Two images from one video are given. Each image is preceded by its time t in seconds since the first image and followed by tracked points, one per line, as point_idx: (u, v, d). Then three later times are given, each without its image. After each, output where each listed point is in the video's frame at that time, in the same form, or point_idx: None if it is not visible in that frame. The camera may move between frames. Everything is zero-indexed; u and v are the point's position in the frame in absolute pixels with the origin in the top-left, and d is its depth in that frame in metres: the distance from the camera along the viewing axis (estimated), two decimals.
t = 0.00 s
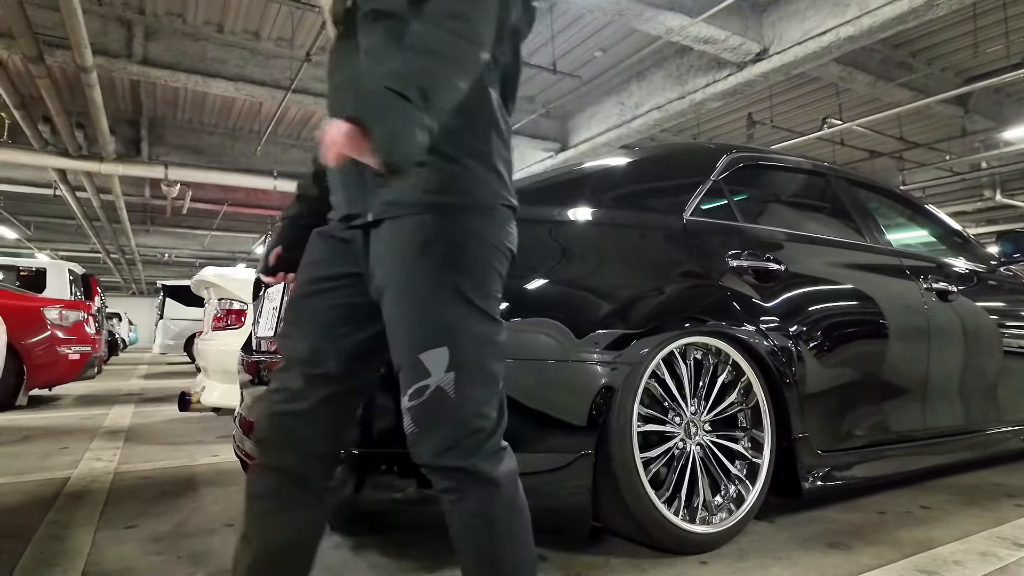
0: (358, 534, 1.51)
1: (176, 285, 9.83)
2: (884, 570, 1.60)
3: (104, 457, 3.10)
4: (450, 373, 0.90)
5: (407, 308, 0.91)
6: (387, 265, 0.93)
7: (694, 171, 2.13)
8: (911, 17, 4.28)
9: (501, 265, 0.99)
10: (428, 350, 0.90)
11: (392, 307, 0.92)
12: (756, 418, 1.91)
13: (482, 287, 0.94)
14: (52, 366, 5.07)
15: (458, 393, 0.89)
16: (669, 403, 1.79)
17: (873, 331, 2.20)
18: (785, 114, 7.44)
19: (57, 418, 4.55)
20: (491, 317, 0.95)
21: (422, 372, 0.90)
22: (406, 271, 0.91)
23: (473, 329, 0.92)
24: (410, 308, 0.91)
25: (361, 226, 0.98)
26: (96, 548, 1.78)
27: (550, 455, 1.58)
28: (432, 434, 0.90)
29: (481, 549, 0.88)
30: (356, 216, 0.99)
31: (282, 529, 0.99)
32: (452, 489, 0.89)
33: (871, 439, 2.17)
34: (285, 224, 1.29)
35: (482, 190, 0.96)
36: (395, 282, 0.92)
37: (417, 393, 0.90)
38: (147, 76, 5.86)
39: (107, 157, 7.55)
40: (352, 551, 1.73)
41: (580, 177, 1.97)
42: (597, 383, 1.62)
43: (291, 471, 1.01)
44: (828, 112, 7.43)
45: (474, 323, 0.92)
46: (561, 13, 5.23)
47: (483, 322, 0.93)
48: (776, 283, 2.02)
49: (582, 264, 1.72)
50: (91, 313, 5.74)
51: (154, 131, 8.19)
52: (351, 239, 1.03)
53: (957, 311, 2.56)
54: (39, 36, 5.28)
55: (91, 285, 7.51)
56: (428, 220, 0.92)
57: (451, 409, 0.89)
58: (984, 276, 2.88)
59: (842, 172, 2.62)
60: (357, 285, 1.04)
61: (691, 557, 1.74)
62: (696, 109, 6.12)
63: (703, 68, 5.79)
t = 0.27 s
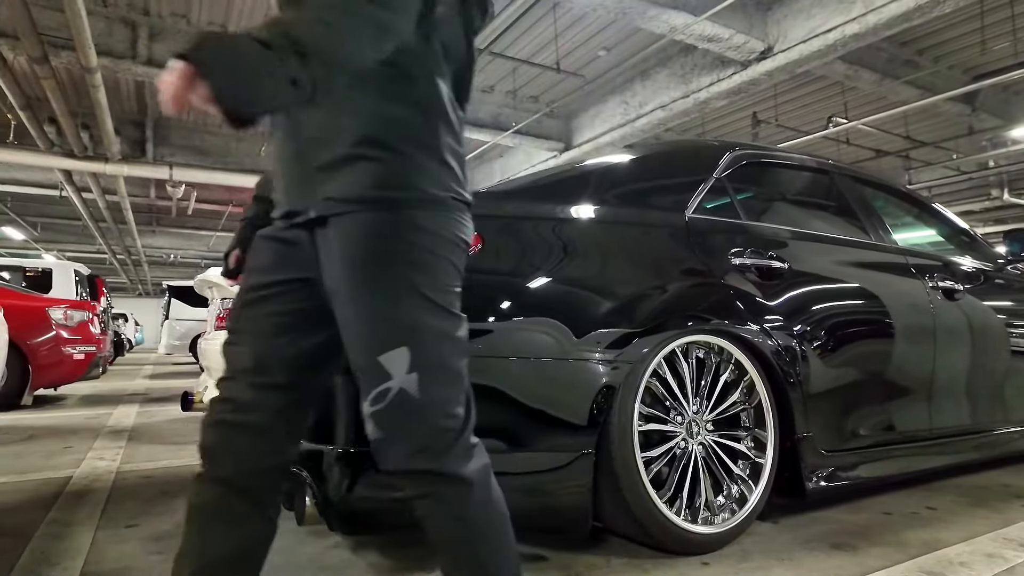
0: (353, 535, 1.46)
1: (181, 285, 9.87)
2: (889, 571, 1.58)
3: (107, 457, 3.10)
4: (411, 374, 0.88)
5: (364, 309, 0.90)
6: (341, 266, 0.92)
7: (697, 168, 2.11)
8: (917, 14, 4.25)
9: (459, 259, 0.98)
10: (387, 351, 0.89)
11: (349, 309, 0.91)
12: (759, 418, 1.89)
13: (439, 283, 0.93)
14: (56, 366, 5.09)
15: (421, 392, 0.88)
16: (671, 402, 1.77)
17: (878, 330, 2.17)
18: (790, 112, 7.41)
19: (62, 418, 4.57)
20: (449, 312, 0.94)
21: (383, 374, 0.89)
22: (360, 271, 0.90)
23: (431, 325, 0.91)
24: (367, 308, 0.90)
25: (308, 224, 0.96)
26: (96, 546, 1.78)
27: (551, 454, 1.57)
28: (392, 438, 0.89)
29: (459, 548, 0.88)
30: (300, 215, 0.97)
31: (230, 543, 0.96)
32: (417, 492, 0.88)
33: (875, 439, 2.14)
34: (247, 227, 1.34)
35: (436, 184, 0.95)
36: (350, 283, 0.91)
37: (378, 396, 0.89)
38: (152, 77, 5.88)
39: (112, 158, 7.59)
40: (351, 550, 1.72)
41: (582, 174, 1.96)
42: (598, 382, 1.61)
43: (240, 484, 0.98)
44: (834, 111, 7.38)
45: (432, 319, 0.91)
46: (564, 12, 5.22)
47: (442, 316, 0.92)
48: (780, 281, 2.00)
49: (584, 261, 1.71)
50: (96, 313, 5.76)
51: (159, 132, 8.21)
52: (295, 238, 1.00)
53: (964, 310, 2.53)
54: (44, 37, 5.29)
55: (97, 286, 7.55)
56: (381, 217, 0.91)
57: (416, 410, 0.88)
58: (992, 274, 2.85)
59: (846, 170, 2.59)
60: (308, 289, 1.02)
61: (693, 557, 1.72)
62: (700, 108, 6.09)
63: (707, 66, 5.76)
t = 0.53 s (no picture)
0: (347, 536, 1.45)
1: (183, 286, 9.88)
2: (889, 572, 1.56)
3: (107, 456, 3.10)
4: (351, 375, 0.86)
5: (301, 307, 0.87)
6: (274, 260, 0.89)
7: (697, 166, 2.10)
8: (920, 12, 4.23)
9: (403, 249, 0.95)
10: (324, 349, 0.87)
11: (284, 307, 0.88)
12: (759, 417, 1.87)
13: (379, 275, 0.89)
14: (58, 365, 5.09)
15: (361, 390, 0.86)
16: (670, 402, 1.76)
17: (879, 329, 2.16)
18: (793, 111, 7.38)
19: (64, 417, 4.57)
20: (392, 304, 0.91)
21: (321, 374, 0.87)
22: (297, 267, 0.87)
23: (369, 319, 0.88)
24: (301, 304, 0.87)
25: (242, 216, 0.92)
26: (93, 546, 1.77)
27: (550, 453, 1.56)
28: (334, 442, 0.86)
29: (415, 547, 0.88)
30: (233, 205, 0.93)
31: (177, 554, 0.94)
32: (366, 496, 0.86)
33: (877, 439, 2.13)
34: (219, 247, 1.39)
35: (375, 169, 0.91)
36: (283, 279, 0.88)
37: (317, 396, 0.87)
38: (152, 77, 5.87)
39: (114, 159, 7.59)
40: (348, 551, 1.71)
41: (582, 172, 1.95)
42: (597, 381, 1.60)
43: (184, 491, 0.95)
44: (836, 110, 7.36)
45: (374, 315, 0.88)
46: (565, 11, 5.21)
47: (384, 312, 0.89)
48: (781, 279, 1.99)
49: (584, 260, 1.70)
50: (97, 313, 5.76)
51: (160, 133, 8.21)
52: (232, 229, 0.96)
53: (967, 309, 2.51)
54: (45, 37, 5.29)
55: (99, 286, 7.55)
56: (318, 211, 0.87)
57: (359, 413, 0.86)
58: (995, 273, 2.83)
59: (848, 169, 2.58)
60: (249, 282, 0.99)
61: (692, 558, 1.71)
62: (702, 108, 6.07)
63: (708, 65, 5.74)
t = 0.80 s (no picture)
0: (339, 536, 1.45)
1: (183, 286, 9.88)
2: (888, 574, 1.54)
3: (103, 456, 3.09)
4: (251, 369, 0.83)
5: (199, 292, 0.83)
6: (176, 247, 0.85)
7: (696, 164, 2.08)
8: (920, 10, 4.22)
9: (320, 240, 0.90)
10: (220, 340, 0.83)
11: (184, 290, 0.85)
12: (757, 416, 1.85)
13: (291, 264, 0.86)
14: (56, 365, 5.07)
15: (260, 386, 0.83)
16: (667, 400, 1.74)
17: (879, 328, 2.14)
18: (792, 111, 7.37)
19: (62, 417, 4.56)
20: (304, 298, 0.87)
21: (216, 366, 0.83)
22: (198, 250, 0.83)
23: (277, 314, 0.84)
24: (199, 293, 0.84)
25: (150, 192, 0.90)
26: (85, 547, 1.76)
27: (545, 453, 1.55)
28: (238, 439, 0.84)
29: (331, 548, 0.87)
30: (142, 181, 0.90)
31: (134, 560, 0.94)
32: (284, 497, 0.85)
33: (877, 438, 2.11)
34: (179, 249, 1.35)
35: (287, 154, 0.86)
36: (184, 265, 0.84)
37: (213, 389, 0.84)
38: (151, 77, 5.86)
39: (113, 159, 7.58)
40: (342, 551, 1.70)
41: (580, 169, 1.94)
42: (593, 380, 1.58)
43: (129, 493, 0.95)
44: (836, 110, 7.34)
45: (280, 306, 0.85)
46: (564, 11, 5.20)
47: (292, 303, 0.86)
48: (781, 278, 1.97)
49: (582, 257, 1.68)
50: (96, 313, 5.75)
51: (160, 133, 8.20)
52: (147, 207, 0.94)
53: (967, 308, 2.50)
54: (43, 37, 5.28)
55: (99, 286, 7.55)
56: (221, 192, 0.83)
57: (260, 412, 0.83)
58: (996, 272, 2.82)
59: (848, 167, 2.56)
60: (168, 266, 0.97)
61: (689, 559, 1.69)
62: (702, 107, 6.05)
63: (708, 65, 5.73)
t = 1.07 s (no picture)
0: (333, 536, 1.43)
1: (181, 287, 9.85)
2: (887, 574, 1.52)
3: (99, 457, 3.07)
4: (139, 362, 0.85)
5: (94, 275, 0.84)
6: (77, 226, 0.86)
7: (694, 162, 2.07)
8: (920, 9, 4.20)
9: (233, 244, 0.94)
10: (105, 334, 0.84)
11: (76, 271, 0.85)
12: (755, 416, 1.84)
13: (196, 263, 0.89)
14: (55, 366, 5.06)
15: (145, 384, 0.85)
16: (664, 400, 1.72)
17: (878, 327, 2.13)
18: (792, 110, 7.35)
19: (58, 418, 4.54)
20: (211, 301, 0.91)
21: (96, 361, 0.83)
22: (100, 233, 0.85)
23: (188, 310, 0.88)
24: (96, 291, 0.85)
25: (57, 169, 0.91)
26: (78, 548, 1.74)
27: (541, 452, 1.53)
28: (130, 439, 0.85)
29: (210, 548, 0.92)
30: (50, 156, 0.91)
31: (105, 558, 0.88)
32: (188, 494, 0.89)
33: (876, 438, 2.10)
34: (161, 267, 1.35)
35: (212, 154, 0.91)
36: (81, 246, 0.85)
37: (86, 386, 0.84)
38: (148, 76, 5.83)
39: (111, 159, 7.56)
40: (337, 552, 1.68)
41: (577, 167, 1.92)
42: (589, 378, 1.57)
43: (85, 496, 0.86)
44: (836, 109, 7.32)
45: (182, 300, 0.88)
46: (563, 10, 5.18)
47: (195, 300, 0.89)
48: (780, 277, 1.96)
49: (580, 255, 1.67)
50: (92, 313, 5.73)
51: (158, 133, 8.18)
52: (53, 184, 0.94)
53: (967, 307, 2.48)
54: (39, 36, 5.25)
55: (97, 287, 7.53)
56: (135, 179, 0.86)
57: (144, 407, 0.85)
58: (996, 272, 2.80)
59: (847, 166, 2.55)
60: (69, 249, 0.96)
61: (686, 559, 1.68)
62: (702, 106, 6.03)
63: (707, 64, 5.71)
